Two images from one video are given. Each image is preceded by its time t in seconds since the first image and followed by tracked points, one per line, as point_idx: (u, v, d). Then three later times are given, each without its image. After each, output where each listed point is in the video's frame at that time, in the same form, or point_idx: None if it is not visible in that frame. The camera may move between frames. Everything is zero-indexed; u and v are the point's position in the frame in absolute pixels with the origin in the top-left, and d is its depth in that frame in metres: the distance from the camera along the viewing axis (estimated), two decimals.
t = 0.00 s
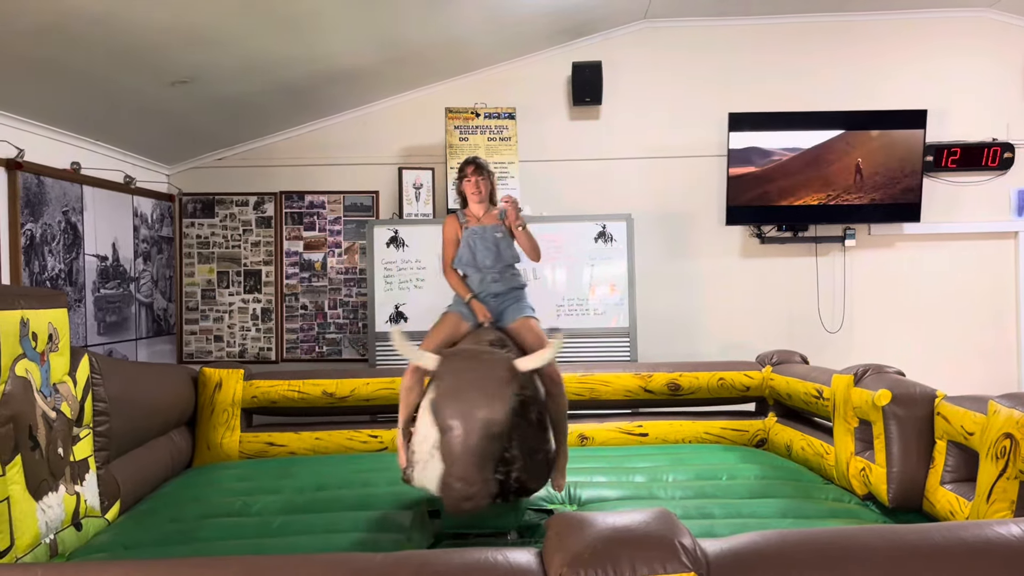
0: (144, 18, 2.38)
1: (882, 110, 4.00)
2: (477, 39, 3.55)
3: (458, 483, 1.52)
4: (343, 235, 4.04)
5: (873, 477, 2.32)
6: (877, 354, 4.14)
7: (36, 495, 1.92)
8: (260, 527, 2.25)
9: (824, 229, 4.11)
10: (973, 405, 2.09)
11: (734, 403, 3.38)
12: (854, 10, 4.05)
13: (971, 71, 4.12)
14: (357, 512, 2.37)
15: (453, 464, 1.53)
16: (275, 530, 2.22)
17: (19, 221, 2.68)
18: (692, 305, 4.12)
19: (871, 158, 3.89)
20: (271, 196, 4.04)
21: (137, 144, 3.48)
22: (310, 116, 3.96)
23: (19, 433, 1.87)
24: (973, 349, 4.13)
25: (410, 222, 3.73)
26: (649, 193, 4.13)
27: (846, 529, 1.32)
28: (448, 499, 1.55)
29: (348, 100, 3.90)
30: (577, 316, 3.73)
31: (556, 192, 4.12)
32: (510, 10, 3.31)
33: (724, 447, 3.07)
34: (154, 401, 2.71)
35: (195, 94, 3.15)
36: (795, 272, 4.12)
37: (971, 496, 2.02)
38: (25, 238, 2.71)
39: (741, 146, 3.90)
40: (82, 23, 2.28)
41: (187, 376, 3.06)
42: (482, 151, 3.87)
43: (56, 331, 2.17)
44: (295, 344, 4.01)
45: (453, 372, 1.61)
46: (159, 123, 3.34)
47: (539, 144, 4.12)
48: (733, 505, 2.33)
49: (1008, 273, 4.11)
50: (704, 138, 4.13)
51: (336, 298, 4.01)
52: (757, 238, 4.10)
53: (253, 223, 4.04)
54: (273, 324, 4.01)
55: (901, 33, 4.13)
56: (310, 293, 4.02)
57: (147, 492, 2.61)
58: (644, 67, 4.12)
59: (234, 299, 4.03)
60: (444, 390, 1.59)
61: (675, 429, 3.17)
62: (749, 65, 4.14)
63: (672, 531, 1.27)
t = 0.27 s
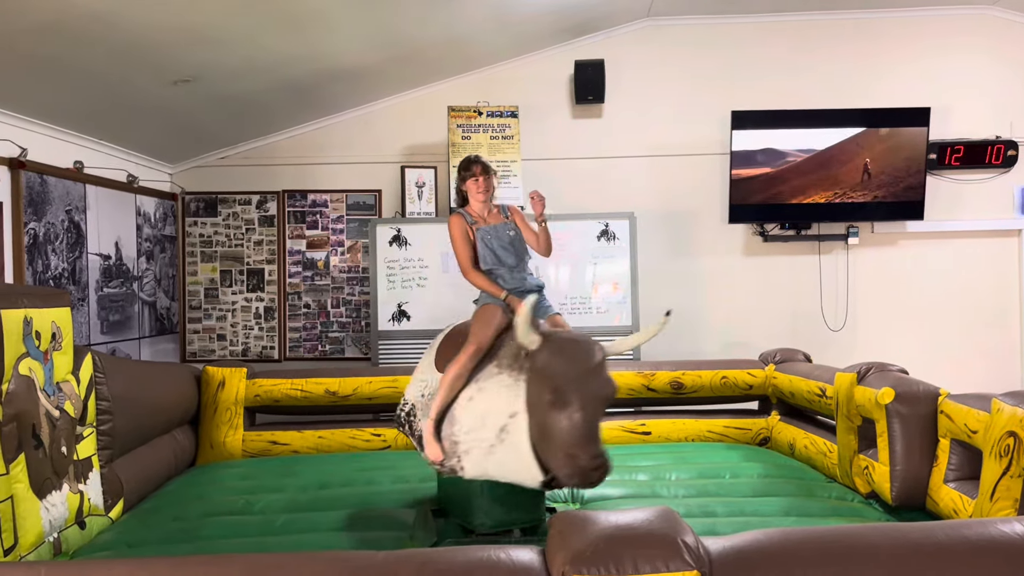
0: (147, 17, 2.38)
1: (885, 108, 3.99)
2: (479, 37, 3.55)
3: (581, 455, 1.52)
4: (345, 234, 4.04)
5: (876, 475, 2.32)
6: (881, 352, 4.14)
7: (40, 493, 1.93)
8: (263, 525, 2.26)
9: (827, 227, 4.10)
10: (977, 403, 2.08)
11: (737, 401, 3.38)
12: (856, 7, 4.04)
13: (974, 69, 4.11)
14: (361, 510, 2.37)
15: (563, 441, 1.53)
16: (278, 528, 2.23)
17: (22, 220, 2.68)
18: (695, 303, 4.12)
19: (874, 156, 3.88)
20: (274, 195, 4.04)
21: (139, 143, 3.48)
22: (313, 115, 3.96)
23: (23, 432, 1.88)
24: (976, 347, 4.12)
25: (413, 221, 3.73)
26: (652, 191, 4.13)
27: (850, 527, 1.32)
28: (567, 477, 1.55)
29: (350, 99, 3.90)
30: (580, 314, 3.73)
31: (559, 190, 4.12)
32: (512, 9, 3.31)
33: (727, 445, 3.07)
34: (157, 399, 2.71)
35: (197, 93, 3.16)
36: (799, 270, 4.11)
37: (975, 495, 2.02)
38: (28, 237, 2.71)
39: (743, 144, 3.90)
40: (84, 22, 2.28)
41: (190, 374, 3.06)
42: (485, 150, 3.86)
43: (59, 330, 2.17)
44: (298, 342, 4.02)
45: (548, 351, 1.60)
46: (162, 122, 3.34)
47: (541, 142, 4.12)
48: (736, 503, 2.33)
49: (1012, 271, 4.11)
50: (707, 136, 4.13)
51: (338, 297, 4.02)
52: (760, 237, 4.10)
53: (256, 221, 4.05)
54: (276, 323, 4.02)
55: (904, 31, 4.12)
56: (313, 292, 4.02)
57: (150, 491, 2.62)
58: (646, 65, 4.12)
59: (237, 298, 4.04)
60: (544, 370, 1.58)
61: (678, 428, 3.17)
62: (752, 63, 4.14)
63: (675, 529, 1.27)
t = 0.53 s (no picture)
0: (149, 16, 2.38)
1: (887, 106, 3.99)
2: (481, 36, 3.55)
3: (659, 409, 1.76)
4: (347, 233, 4.04)
5: (879, 474, 2.32)
6: (882, 350, 4.13)
7: (43, 492, 1.93)
8: (266, 523, 2.26)
9: (829, 225, 4.10)
10: (979, 401, 2.08)
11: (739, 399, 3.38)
12: (858, 5, 4.04)
13: (976, 67, 4.10)
14: (363, 509, 2.37)
15: (640, 401, 1.76)
16: (281, 527, 2.23)
17: (25, 219, 2.68)
18: (697, 301, 4.12)
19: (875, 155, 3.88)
20: (276, 194, 4.04)
21: (141, 143, 3.49)
22: (314, 114, 3.96)
23: (25, 431, 1.88)
24: (979, 346, 4.12)
25: (415, 219, 3.73)
26: (654, 190, 4.12)
27: (853, 525, 1.32)
28: (645, 433, 1.75)
29: (352, 98, 3.90)
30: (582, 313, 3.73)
31: (561, 189, 4.12)
32: (514, 8, 3.31)
33: (729, 443, 3.07)
34: (160, 398, 2.72)
35: (199, 92, 3.16)
36: (801, 268, 4.11)
37: (978, 493, 2.01)
38: (31, 236, 2.71)
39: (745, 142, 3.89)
40: (86, 22, 2.29)
41: (193, 373, 3.07)
42: (487, 148, 3.86)
43: (62, 328, 2.18)
44: (300, 341, 4.02)
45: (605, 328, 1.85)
46: (163, 121, 3.34)
47: (543, 140, 4.12)
48: (738, 502, 2.33)
49: (1014, 269, 4.10)
50: (709, 134, 4.13)
51: (340, 295, 4.02)
52: (762, 235, 4.09)
53: (258, 220, 4.05)
54: (278, 322, 4.02)
55: (906, 29, 4.12)
56: (315, 290, 4.03)
57: (152, 489, 2.62)
58: (648, 63, 4.12)
59: (239, 296, 4.04)
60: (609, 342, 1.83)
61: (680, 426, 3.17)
62: (753, 62, 4.13)
63: (678, 527, 1.26)
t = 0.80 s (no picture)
0: (149, 15, 2.38)
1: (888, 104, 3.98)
2: (482, 34, 3.55)
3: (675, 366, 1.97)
4: (348, 232, 4.04)
5: (881, 472, 2.31)
6: (884, 349, 4.13)
7: (44, 490, 1.93)
8: (267, 521, 2.26)
9: (830, 223, 4.09)
10: (981, 400, 2.08)
11: (740, 398, 3.38)
12: (860, 3, 4.04)
13: (978, 64, 4.10)
14: (364, 507, 2.37)
15: (660, 362, 1.96)
16: (283, 525, 2.23)
17: (26, 218, 2.68)
18: (698, 300, 4.12)
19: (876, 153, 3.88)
20: (277, 192, 4.04)
21: (142, 141, 3.48)
22: (315, 113, 3.96)
23: (27, 429, 1.88)
24: (980, 344, 4.12)
25: (416, 218, 3.73)
26: (655, 188, 4.12)
27: (855, 524, 1.32)
28: (670, 391, 1.95)
29: (353, 96, 3.89)
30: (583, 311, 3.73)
31: (562, 187, 4.11)
32: (515, 5, 3.30)
33: (730, 442, 3.06)
34: (161, 396, 2.72)
35: (200, 91, 3.16)
36: (802, 267, 4.11)
37: (979, 491, 2.01)
38: (32, 235, 2.71)
39: (746, 141, 3.89)
40: (87, 20, 2.28)
41: (194, 372, 3.07)
42: (488, 147, 3.85)
43: (63, 327, 2.18)
44: (301, 340, 4.02)
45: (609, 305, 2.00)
46: (164, 120, 3.34)
47: (544, 139, 4.12)
48: (740, 500, 2.32)
49: (1016, 267, 4.10)
50: (710, 133, 4.12)
51: (342, 294, 4.02)
52: (763, 234, 4.09)
53: (258, 219, 4.05)
54: (280, 321, 4.02)
55: (907, 26, 4.11)
56: (316, 289, 4.03)
57: (154, 488, 2.62)
58: (650, 61, 4.11)
59: (240, 295, 4.04)
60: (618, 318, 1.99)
61: (681, 424, 3.17)
62: (754, 60, 4.13)
63: (679, 526, 1.26)
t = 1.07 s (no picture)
0: (149, 14, 2.38)
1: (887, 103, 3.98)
2: (482, 33, 3.55)
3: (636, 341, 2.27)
4: (348, 231, 4.04)
5: (880, 471, 2.31)
6: (884, 348, 4.13)
7: (44, 490, 1.93)
8: (267, 520, 2.26)
9: (830, 223, 4.09)
10: (981, 399, 2.08)
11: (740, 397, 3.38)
12: (859, 3, 4.04)
13: (977, 64, 4.10)
14: (365, 506, 2.38)
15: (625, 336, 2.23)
16: (283, 524, 2.23)
17: (25, 217, 2.68)
18: (698, 299, 4.12)
19: (876, 152, 3.88)
20: (277, 192, 4.04)
21: (141, 141, 3.48)
22: (315, 112, 3.96)
23: (26, 428, 1.88)
24: (980, 343, 4.12)
25: (415, 217, 3.72)
26: (655, 187, 4.12)
27: (855, 523, 1.32)
28: (638, 358, 2.22)
29: (352, 95, 3.89)
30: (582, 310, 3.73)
31: (562, 186, 4.11)
32: (515, 4, 3.30)
33: (730, 441, 3.07)
34: (160, 396, 2.72)
35: (200, 90, 3.16)
36: (801, 266, 4.11)
37: (979, 490, 2.01)
38: (31, 234, 2.71)
39: (746, 140, 3.89)
40: (86, 20, 2.28)
41: (194, 371, 3.06)
42: (487, 146, 3.85)
43: (63, 326, 2.17)
44: (301, 339, 4.02)
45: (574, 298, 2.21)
46: (163, 119, 3.34)
47: (544, 138, 4.12)
48: (740, 499, 2.32)
49: (1015, 266, 4.10)
50: (709, 132, 4.12)
51: (341, 293, 4.02)
52: (763, 233, 4.09)
53: (258, 218, 4.05)
54: (279, 320, 4.02)
55: (907, 26, 4.11)
56: (316, 288, 4.03)
57: (154, 487, 2.62)
58: (650, 60, 4.11)
59: (240, 295, 4.04)
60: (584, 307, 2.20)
61: (681, 424, 3.17)
62: (754, 59, 4.13)
63: (679, 525, 1.26)
